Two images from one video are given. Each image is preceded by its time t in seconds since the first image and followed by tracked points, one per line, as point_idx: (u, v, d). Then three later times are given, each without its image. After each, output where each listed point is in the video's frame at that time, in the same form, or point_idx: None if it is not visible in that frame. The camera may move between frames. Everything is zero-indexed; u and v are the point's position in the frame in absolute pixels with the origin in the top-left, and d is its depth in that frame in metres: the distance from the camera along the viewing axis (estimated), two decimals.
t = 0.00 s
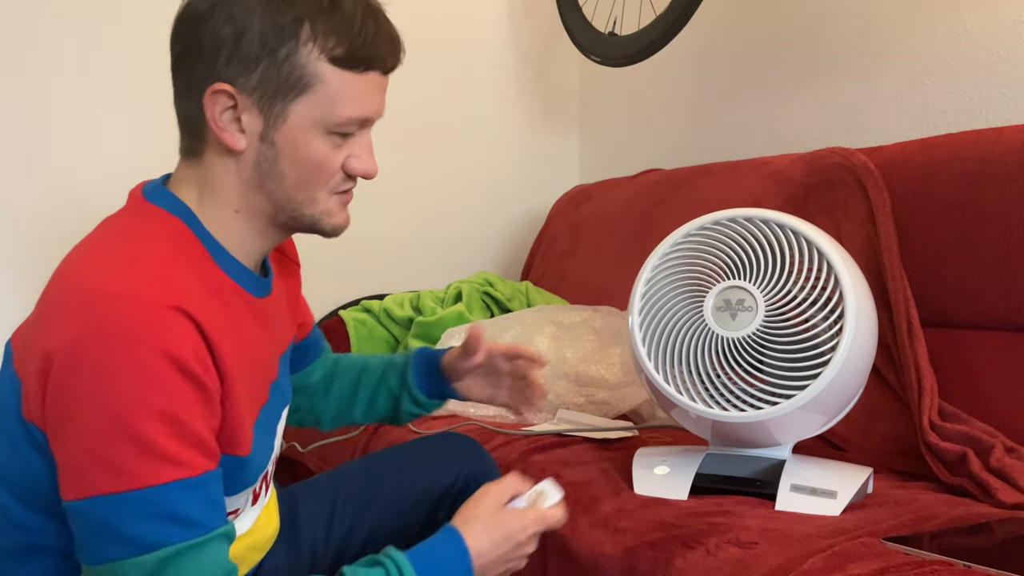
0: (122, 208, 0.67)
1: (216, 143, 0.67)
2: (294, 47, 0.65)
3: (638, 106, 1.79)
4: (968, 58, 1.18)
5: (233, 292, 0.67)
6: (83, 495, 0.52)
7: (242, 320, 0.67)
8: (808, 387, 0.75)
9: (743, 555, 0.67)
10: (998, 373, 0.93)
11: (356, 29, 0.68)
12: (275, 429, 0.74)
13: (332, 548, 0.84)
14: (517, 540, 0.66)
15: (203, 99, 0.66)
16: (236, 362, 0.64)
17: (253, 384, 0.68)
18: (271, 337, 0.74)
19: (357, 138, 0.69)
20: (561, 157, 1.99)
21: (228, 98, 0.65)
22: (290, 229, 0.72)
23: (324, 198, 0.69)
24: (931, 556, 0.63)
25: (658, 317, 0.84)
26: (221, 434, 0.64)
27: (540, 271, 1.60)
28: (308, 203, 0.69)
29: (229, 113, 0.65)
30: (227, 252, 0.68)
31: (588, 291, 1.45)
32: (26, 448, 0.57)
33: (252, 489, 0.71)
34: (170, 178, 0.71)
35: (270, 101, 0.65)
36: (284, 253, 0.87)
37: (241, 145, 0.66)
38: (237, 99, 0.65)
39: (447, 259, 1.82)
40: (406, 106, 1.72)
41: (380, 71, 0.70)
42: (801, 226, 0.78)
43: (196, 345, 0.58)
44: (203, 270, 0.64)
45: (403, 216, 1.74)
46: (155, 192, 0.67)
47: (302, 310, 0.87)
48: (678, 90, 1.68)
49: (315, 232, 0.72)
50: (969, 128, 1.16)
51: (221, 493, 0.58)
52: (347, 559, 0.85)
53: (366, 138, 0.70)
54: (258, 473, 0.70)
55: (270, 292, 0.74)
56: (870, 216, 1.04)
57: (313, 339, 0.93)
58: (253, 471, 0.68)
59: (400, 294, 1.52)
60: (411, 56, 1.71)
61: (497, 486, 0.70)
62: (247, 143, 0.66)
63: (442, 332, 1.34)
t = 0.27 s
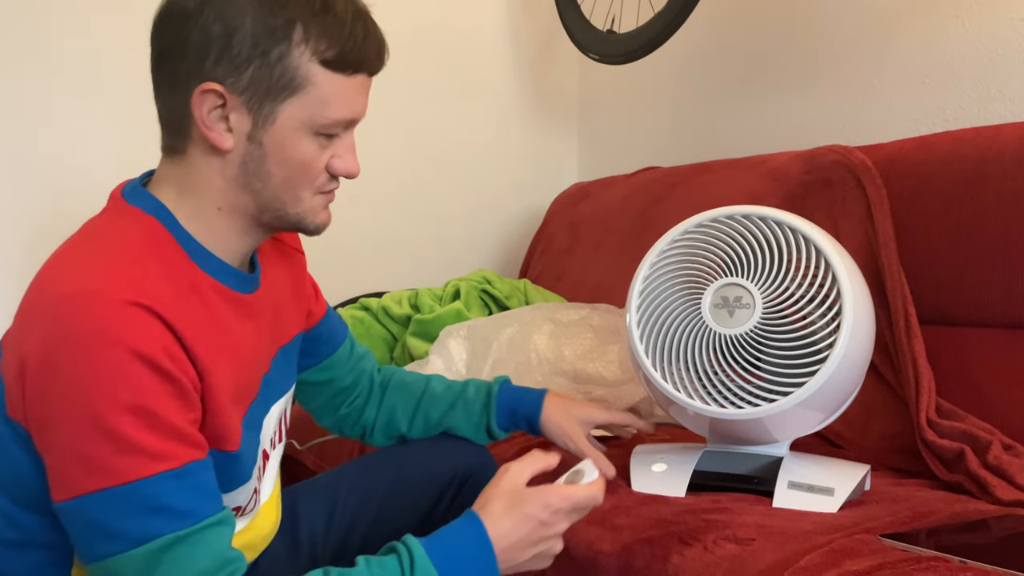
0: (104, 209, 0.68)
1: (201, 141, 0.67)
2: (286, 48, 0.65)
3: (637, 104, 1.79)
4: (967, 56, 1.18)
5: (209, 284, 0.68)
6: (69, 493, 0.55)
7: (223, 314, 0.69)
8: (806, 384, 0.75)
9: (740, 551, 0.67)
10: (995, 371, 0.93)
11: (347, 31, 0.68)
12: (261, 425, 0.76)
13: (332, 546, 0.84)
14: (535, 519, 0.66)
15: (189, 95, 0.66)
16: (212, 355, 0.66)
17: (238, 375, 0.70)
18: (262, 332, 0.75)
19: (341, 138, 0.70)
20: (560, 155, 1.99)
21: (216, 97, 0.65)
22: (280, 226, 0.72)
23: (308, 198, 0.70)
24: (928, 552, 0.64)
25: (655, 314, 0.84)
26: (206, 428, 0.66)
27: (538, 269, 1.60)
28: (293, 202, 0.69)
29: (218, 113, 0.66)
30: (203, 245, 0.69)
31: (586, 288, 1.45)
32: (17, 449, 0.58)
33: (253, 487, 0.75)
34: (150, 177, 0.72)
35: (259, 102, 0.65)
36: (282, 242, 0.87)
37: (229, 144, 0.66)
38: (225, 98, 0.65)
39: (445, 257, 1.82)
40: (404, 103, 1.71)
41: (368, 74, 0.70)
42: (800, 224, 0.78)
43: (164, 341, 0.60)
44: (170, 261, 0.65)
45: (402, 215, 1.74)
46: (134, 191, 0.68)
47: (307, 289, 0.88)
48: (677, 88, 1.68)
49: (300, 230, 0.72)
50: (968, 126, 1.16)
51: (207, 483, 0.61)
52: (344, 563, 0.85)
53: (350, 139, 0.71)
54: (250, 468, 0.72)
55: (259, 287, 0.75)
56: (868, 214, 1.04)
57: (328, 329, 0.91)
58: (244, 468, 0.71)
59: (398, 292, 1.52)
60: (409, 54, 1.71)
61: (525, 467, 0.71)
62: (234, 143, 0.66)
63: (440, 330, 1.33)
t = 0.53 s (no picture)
0: (101, 214, 0.69)
1: (198, 143, 0.67)
2: (282, 49, 0.65)
3: (637, 103, 1.79)
4: (967, 54, 1.17)
5: (206, 289, 0.68)
6: (63, 508, 0.57)
7: (222, 321, 0.69)
8: (804, 383, 0.75)
9: (739, 550, 0.67)
10: (993, 370, 0.93)
11: (343, 30, 0.68)
12: (263, 425, 0.76)
13: (335, 546, 0.84)
14: (503, 565, 0.71)
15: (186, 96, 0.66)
16: (210, 363, 0.66)
17: (236, 380, 0.70)
18: (263, 333, 0.75)
19: (339, 139, 0.70)
20: (560, 154, 1.99)
21: (211, 101, 0.65)
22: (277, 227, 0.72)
23: (305, 199, 0.70)
24: (927, 551, 0.64)
25: (655, 313, 0.84)
26: (199, 438, 0.66)
27: (538, 268, 1.60)
28: (290, 204, 0.69)
29: (212, 116, 0.66)
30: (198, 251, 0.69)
31: (585, 287, 1.45)
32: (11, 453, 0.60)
33: (243, 485, 0.74)
34: (143, 182, 0.72)
35: (254, 104, 0.65)
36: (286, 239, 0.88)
37: (224, 147, 0.66)
38: (221, 102, 0.65)
39: (444, 255, 1.82)
40: (403, 102, 1.71)
41: (364, 73, 0.70)
42: (799, 223, 0.78)
43: (160, 357, 0.60)
44: (168, 273, 0.65)
45: (401, 213, 1.74)
46: (131, 196, 0.69)
47: (309, 280, 0.89)
48: (676, 87, 1.68)
49: (296, 231, 0.73)
50: (967, 124, 1.16)
51: (196, 499, 0.62)
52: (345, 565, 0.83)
53: (347, 138, 0.71)
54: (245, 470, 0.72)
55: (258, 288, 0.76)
56: (866, 212, 1.04)
57: (325, 324, 0.92)
58: (235, 473, 0.71)
59: (397, 290, 1.52)
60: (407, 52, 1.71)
61: (492, 523, 0.77)
62: (230, 145, 0.67)
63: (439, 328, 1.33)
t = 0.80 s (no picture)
0: (102, 213, 0.69)
1: (199, 144, 0.67)
2: (284, 50, 0.65)
3: (636, 101, 1.79)
4: (966, 51, 1.17)
5: (206, 288, 0.68)
6: (63, 507, 0.57)
7: (223, 321, 0.69)
8: (802, 381, 0.75)
9: (738, 548, 0.67)
10: (992, 368, 0.93)
11: (344, 31, 0.68)
12: (261, 426, 0.75)
13: (336, 546, 0.84)
14: (506, 564, 0.71)
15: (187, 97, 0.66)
16: (210, 363, 0.66)
17: (237, 380, 0.70)
18: (264, 332, 0.75)
19: (341, 138, 0.70)
20: (559, 152, 1.99)
21: (214, 102, 0.65)
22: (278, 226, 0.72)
23: (306, 198, 0.70)
24: (926, 548, 0.64)
25: (655, 311, 0.84)
26: (200, 438, 0.66)
27: (537, 266, 1.60)
28: (291, 204, 0.70)
29: (215, 116, 0.66)
30: (198, 250, 0.68)
31: (585, 285, 1.45)
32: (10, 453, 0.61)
33: (244, 485, 0.74)
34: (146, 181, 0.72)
35: (257, 105, 0.65)
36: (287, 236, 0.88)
37: (226, 148, 0.66)
38: (223, 102, 0.65)
39: (443, 254, 1.82)
40: (403, 100, 1.71)
41: (366, 73, 0.70)
42: (798, 222, 0.78)
43: (161, 357, 0.60)
44: (170, 272, 0.65)
45: (400, 212, 1.74)
46: (131, 195, 0.69)
47: (310, 276, 0.89)
48: (676, 85, 1.68)
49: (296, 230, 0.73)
50: (966, 123, 1.16)
51: (197, 499, 0.62)
52: (346, 565, 0.83)
53: (349, 138, 0.71)
54: (245, 469, 0.72)
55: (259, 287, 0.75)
56: (865, 211, 1.04)
57: (330, 321, 0.92)
58: (236, 473, 0.71)
59: (397, 289, 1.52)
60: (407, 51, 1.71)
61: (494, 521, 0.77)
62: (232, 146, 0.67)
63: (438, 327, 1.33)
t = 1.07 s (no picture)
0: (100, 211, 0.69)
1: (193, 141, 0.67)
2: (275, 45, 0.65)
3: (636, 101, 1.79)
4: (967, 52, 1.17)
5: (204, 284, 0.68)
6: (59, 504, 0.57)
7: (221, 319, 0.69)
8: (802, 380, 0.75)
9: (739, 548, 0.67)
10: (993, 368, 0.93)
11: (335, 24, 0.68)
12: (264, 426, 0.76)
13: (336, 543, 0.84)
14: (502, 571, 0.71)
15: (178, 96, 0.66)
16: (207, 360, 0.66)
17: (235, 378, 0.70)
18: (265, 331, 0.75)
19: (336, 133, 0.70)
20: (559, 152, 1.99)
21: (207, 98, 0.65)
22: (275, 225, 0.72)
23: (301, 194, 0.70)
24: (927, 549, 0.64)
25: (664, 310, 0.85)
26: (197, 436, 0.66)
27: (537, 266, 1.60)
28: (287, 201, 0.70)
29: (207, 113, 0.66)
30: (201, 250, 0.69)
31: (586, 285, 1.45)
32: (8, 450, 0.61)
33: (247, 486, 0.74)
34: (145, 179, 0.72)
35: (249, 100, 0.65)
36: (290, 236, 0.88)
37: (221, 144, 0.67)
38: (216, 99, 0.65)
39: (444, 253, 1.82)
40: (403, 100, 1.71)
41: (357, 67, 0.70)
42: (803, 222, 0.78)
43: (156, 353, 0.60)
44: (167, 269, 0.65)
45: (401, 211, 1.74)
46: (130, 193, 0.69)
47: (316, 277, 0.89)
48: (676, 84, 1.68)
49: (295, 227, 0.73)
50: (967, 124, 1.16)
51: (194, 497, 0.62)
52: (346, 563, 0.83)
53: (344, 132, 0.71)
54: (246, 468, 0.72)
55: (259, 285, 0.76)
56: (866, 210, 1.04)
57: (340, 318, 0.92)
58: (233, 473, 0.70)
59: (397, 289, 1.52)
60: (407, 50, 1.71)
61: (503, 525, 0.75)
62: (227, 143, 0.67)
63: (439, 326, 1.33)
